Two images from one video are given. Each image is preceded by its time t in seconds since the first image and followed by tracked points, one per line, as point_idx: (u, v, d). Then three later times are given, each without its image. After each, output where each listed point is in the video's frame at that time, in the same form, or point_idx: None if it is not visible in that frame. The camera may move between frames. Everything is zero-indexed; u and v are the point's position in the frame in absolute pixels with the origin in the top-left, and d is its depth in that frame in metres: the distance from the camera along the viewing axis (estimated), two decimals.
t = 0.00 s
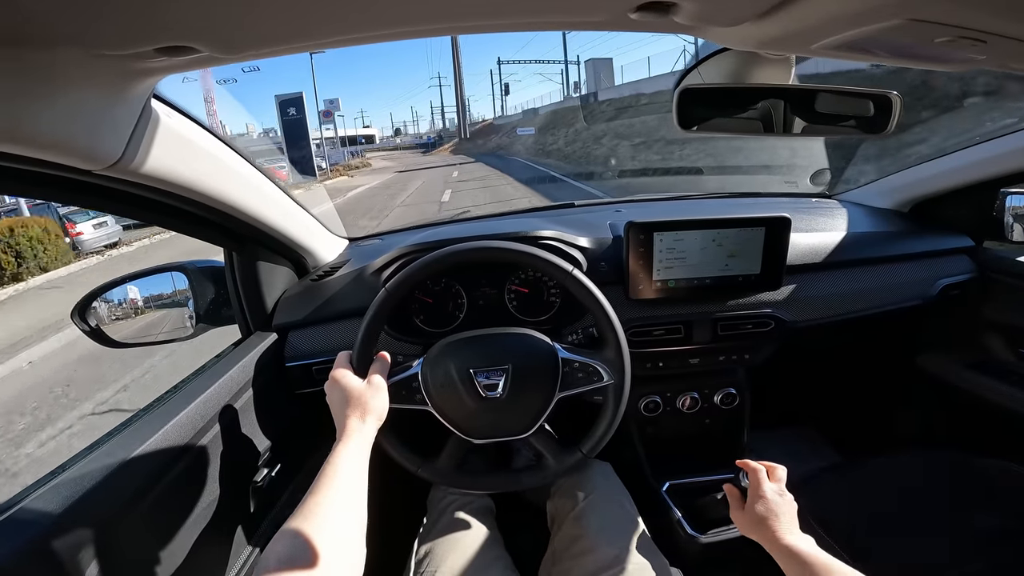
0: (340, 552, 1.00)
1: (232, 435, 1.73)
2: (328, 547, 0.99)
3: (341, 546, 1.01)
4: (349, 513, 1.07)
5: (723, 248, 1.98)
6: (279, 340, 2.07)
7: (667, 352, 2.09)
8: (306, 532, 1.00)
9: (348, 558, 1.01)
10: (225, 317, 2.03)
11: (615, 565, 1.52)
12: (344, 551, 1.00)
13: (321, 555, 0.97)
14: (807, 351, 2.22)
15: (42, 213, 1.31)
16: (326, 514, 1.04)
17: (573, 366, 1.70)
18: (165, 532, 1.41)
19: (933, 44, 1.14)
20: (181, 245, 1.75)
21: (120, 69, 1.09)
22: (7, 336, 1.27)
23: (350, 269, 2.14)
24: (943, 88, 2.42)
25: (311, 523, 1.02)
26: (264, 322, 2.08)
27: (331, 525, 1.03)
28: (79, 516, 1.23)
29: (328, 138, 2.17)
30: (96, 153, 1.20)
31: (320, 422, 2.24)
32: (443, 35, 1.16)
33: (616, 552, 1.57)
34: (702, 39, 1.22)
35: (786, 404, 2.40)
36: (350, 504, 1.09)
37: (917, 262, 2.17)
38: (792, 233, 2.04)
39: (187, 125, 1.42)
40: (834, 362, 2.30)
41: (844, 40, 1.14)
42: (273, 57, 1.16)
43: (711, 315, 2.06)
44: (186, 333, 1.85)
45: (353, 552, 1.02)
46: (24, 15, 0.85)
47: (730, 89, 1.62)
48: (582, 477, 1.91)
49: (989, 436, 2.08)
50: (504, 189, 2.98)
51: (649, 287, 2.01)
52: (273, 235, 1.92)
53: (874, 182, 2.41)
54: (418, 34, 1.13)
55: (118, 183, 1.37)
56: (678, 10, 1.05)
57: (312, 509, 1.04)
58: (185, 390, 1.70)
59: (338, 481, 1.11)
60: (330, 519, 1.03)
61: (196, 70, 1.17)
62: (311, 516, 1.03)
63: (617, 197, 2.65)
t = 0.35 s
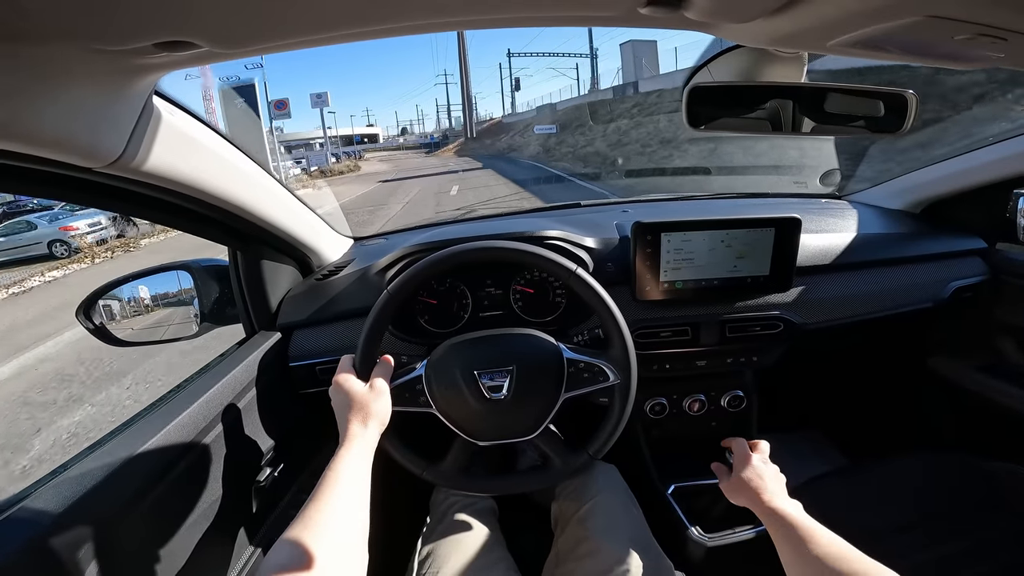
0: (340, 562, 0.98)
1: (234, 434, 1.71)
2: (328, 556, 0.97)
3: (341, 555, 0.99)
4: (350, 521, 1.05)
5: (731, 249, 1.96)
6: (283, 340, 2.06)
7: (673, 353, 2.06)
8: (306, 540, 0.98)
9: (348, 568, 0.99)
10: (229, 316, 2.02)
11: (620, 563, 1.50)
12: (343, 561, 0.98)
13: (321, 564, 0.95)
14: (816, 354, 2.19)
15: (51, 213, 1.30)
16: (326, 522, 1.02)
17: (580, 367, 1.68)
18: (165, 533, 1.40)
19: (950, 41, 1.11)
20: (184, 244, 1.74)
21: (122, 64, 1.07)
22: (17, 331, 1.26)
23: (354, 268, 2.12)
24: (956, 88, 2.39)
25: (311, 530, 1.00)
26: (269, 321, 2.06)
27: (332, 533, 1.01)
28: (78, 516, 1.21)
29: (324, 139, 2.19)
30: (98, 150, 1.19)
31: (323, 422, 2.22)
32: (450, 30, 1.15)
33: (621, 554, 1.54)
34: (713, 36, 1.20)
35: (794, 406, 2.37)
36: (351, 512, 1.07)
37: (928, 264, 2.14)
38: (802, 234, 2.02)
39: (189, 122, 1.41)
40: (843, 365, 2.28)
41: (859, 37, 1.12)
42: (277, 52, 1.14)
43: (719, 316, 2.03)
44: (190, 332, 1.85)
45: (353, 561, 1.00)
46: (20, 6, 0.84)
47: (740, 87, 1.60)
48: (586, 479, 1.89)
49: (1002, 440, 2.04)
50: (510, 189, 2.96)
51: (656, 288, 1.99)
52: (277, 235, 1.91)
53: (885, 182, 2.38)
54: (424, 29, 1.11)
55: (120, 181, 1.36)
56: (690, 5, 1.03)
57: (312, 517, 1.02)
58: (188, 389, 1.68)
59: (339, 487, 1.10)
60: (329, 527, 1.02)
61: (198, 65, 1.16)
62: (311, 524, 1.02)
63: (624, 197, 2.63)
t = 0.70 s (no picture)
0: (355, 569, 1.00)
1: (249, 431, 1.74)
2: (344, 562, 1.00)
3: (356, 562, 1.01)
4: (365, 529, 1.07)
5: (741, 251, 1.97)
6: (295, 337, 2.07)
7: (682, 354, 2.07)
8: (322, 545, 1.00)
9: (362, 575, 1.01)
10: (242, 314, 2.04)
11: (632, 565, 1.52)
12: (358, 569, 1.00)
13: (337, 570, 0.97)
14: (824, 356, 2.21)
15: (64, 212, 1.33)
16: (343, 529, 1.04)
17: (592, 367, 1.70)
18: (183, 527, 1.42)
19: (967, 49, 1.12)
20: (201, 242, 1.76)
21: (148, 66, 1.09)
22: (16, 330, 1.27)
23: (366, 267, 2.14)
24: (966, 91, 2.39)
25: (328, 536, 1.02)
26: (282, 319, 2.08)
27: (348, 540, 1.03)
28: (100, 511, 1.24)
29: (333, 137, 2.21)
30: (125, 151, 1.21)
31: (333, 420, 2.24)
32: (470, 35, 1.16)
33: (631, 554, 1.56)
34: (730, 42, 1.21)
35: (802, 407, 2.38)
36: (366, 520, 1.09)
37: (937, 267, 2.15)
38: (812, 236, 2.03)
39: (214, 124, 1.43)
40: (849, 369, 2.30)
41: (875, 44, 1.13)
42: (298, 54, 1.15)
43: (728, 318, 2.05)
44: (204, 328, 1.87)
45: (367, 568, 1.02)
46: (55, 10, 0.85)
47: (753, 92, 1.61)
48: (594, 478, 1.91)
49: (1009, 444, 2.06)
50: (519, 188, 2.97)
51: (665, 289, 2.00)
52: (292, 234, 1.93)
53: (894, 185, 2.39)
54: (445, 33, 1.12)
55: (144, 182, 1.38)
56: (709, 13, 1.04)
57: (330, 521, 1.05)
58: (205, 386, 1.70)
59: (356, 494, 1.12)
60: (347, 534, 1.04)
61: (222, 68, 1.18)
62: (328, 529, 1.04)
63: (633, 198, 2.64)
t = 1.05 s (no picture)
0: None
1: (256, 428, 1.72)
2: None
3: None
4: (386, 558, 1.05)
5: (752, 251, 1.96)
6: (302, 335, 2.06)
7: (691, 355, 2.06)
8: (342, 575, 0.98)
9: None
10: (248, 311, 2.02)
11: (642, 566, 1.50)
12: None
13: None
14: (833, 357, 2.20)
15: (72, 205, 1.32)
16: (364, 557, 1.02)
17: (596, 351, 1.68)
18: (192, 525, 1.40)
19: (991, 48, 1.11)
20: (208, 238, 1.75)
21: (163, 57, 1.08)
22: (24, 324, 1.26)
23: (373, 265, 2.12)
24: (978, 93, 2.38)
25: (349, 564, 1.00)
26: (288, 316, 2.06)
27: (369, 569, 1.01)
28: (109, 508, 1.22)
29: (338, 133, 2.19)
30: (135, 142, 1.19)
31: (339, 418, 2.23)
32: (489, 29, 1.15)
33: (642, 555, 1.54)
34: (750, 39, 1.19)
35: (810, 409, 2.37)
36: (387, 549, 1.07)
37: (948, 268, 2.14)
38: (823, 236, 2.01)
39: (224, 117, 1.42)
40: (858, 370, 2.29)
41: (898, 42, 1.12)
42: (314, 46, 1.13)
43: (738, 318, 2.03)
44: (208, 326, 1.85)
45: None
46: None
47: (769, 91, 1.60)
48: (603, 478, 1.89)
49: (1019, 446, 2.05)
50: (526, 187, 2.95)
51: (675, 289, 1.98)
52: (299, 230, 1.91)
53: (905, 186, 2.38)
54: (464, 26, 1.11)
55: (153, 174, 1.36)
56: (732, 9, 1.03)
57: (350, 550, 1.02)
58: (212, 383, 1.69)
59: (378, 521, 1.10)
60: (370, 564, 1.02)
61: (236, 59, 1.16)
62: (348, 558, 1.02)
63: (641, 197, 2.63)
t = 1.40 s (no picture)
0: None
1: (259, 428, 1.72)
2: None
3: None
4: None
5: (751, 252, 1.98)
6: (303, 334, 2.06)
7: (691, 355, 2.08)
8: None
9: None
10: (249, 310, 2.02)
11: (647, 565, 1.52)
12: None
13: None
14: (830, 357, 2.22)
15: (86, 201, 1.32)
16: None
17: (584, 328, 1.66)
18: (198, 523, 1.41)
19: (991, 54, 1.13)
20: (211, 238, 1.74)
21: (174, 57, 1.08)
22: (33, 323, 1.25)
23: (373, 265, 2.12)
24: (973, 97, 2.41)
25: None
26: (289, 316, 2.06)
27: None
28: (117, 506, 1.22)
29: (343, 132, 2.20)
30: (143, 140, 1.19)
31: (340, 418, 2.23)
32: (496, 31, 1.15)
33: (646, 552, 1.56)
34: (754, 43, 1.21)
35: (808, 409, 2.40)
36: None
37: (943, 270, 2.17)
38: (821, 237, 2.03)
39: (232, 118, 1.42)
40: (854, 371, 2.31)
41: (900, 48, 1.14)
42: (324, 47, 1.14)
43: (737, 319, 2.05)
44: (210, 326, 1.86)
45: None
46: None
47: (769, 95, 1.62)
48: (605, 477, 1.91)
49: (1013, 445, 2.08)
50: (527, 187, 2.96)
51: (675, 290, 2.00)
52: (301, 229, 1.90)
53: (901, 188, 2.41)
54: (474, 29, 1.12)
55: (157, 172, 1.36)
56: (738, 14, 1.04)
57: None
58: (213, 382, 1.68)
59: (401, 555, 1.12)
60: None
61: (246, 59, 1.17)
62: None
63: (640, 199, 2.64)
